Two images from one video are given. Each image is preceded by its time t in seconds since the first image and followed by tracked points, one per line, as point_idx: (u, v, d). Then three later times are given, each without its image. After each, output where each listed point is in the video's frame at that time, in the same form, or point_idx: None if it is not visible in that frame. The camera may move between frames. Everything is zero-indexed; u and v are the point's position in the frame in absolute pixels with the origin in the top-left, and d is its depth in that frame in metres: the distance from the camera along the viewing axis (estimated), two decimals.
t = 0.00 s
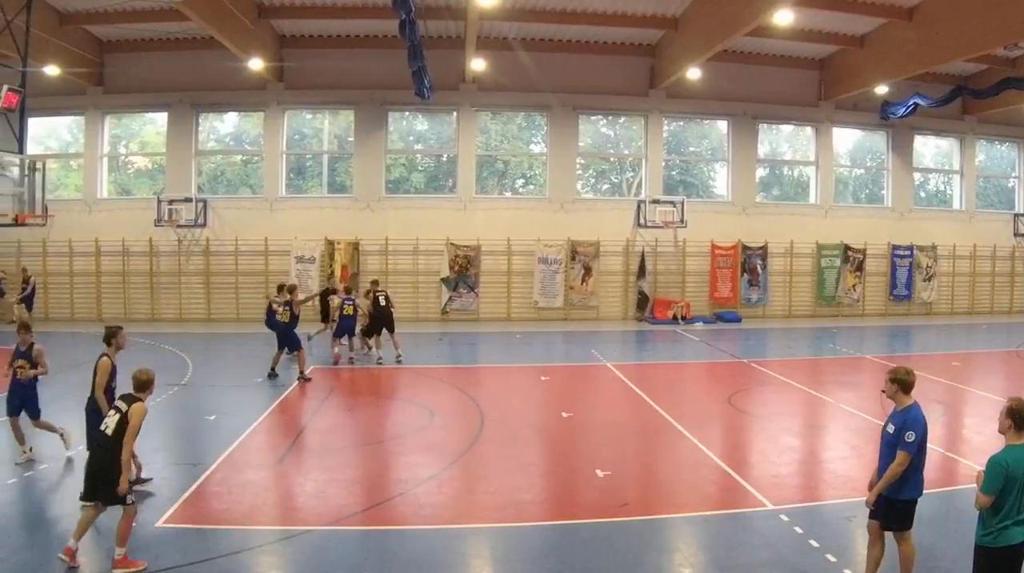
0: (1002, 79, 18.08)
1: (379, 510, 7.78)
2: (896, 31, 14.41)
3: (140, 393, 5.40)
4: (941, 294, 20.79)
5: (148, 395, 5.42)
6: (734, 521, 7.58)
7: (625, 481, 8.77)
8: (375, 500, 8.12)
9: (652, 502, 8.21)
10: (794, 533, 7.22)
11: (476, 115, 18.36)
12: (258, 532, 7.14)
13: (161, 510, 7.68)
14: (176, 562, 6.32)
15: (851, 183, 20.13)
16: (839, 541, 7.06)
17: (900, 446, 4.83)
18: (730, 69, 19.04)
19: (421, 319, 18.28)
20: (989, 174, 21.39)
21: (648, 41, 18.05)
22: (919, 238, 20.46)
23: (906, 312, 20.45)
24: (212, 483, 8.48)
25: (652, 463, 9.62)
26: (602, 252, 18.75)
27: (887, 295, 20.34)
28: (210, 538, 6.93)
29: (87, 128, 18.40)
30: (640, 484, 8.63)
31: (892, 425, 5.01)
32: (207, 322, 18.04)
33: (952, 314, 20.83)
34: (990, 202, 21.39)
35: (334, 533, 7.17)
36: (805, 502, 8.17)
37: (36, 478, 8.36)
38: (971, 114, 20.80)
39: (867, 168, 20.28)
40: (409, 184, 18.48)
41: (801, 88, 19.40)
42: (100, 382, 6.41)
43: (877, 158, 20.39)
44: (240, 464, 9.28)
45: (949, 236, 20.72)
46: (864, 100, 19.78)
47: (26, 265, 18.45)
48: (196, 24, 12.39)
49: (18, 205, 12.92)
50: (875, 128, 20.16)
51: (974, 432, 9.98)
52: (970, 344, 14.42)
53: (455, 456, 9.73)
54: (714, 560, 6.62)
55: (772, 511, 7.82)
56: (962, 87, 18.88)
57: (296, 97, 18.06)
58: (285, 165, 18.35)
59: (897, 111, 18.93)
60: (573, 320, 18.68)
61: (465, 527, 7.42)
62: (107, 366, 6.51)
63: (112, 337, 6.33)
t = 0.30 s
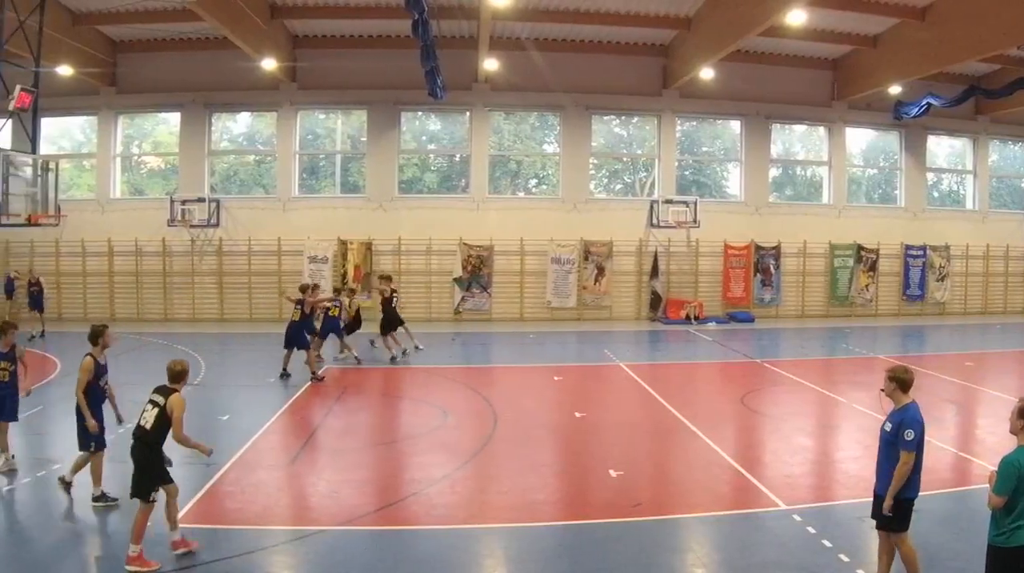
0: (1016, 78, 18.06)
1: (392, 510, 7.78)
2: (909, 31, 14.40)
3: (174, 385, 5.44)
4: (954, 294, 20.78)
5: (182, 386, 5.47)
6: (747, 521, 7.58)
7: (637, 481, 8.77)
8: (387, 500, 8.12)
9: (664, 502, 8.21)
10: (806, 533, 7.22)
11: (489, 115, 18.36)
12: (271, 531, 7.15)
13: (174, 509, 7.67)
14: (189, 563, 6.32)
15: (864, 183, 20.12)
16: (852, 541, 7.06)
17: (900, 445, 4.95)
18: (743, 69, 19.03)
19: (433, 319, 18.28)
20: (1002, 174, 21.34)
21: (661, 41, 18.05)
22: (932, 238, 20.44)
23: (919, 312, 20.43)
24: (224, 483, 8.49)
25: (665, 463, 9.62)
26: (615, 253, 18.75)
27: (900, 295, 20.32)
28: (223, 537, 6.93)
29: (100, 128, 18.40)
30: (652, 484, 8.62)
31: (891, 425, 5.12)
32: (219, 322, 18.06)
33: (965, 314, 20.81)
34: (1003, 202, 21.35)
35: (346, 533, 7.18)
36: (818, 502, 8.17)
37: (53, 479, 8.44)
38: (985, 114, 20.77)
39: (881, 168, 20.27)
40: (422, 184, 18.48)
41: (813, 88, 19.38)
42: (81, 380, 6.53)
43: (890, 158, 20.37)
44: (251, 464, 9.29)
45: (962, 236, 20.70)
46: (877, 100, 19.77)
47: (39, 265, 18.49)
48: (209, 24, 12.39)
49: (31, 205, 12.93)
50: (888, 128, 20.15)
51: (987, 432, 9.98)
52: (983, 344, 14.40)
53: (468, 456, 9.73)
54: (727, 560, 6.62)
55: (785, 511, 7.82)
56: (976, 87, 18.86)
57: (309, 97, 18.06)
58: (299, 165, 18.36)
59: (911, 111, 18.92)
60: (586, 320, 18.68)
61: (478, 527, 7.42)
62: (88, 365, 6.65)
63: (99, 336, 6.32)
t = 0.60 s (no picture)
0: None
1: (405, 510, 7.79)
2: (923, 30, 14.39)
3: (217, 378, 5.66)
4: (966, 294, 20.77)
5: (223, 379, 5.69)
6: (759, 521, 7.59)
7: (650, 481, 8.77)
8: (400, 500, 8.13)
9: (676, 502, 8.21)
10: (820, 533, 7.23)
11: (503, 115, 18.36)
12: (284, 531, 7.16)
13: (188, 508, 7.70)
14: (201, 563, 6.36)
15: (876, 183, 20.12)
16: (864, 541, 7.07)
17: (901, 444, 5.00)
18: (755, 69, 19.03)
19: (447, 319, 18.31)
20: (1016, 173, 21.29)
21: (674, 41, 18.06)
22: (945, 238, 20.42)
23: (931, 312, 20.43)
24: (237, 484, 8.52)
25: (677, 463, 9.63)
26: (628, 253, 18.76)
27: (912, 295, 20.31)
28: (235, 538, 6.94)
29: (113, 128, 18.41)
30: (665, 485, 8.62)
31: (893, 425, 5.16)
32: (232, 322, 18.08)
33: (977, 314, 20.79)
34: (1017, 202, 21.30)
35: (360, 533, 7.19)
36: (831, 502, 8.17)
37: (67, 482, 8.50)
38: (998, 114, 20.75)
39: (893, 168, 20.26)
40: (435, 183, 18.48)
41: (825, 88, 19.39)
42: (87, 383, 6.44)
43: (903, 158, 20.37)
44: (265, 463, 9.31)
45: (975, 236, 20.68)
46: (890, 100, 19.77)
47: (52, 265, 18.53)
48: (222, 25, 12.40)
49: (44, 204, 12.95)
50: (901, 128, 20.14)
51: (1001, 433, 9.97)
52: (996, 345, 14.39)
53: (481, 456, 9.74)
54: (740, 560, 6.63)
55: (797, 511, 7.83)
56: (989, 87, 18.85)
57: (322, 97, 18.07)
58: (311, 165, 18.36)
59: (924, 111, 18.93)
60: (599, 320, 18.70)
61: (491, 527, 7.42)
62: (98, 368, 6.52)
63: (110, 339, 6.24)
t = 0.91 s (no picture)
0: None
1: (418, 510, 7.78)
2: (936, 31, 14.38)
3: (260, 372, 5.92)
4: (979, 294, 20.76)
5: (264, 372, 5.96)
6: (772, 521, 7.58)
7: (663, 480, 8.77)
8: (413, 500, 8.12)
9: (689, 502, 8.21)
10: (833, 533, 7.23)
11: (516, 115, 18.37)
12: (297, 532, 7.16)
13: (201, 509, 7.72)
14: (214, 563, 6.37)
15: (889, 184, 20.11)
16: (877, 541, 7.06)
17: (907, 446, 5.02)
18: (768, 69, 19.03)
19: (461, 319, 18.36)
20: None
21: (687, 42, 18.05)
22: (958, 238, 20.41)
23: (944, 312, 20.42)
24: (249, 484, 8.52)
25: (690, 463, 9.63)
26: (640, 253, 18.76)
27: (925, 295, 20.30)
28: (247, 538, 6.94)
29: (126, 128, 18.42)
30: (678, 485, 8.61)
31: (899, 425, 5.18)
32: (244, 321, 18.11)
33: (990, 314, 20.77)
34: None
35: (374, 533, 7.19)
36: (844, 502, 8.17)
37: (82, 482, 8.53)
38: (1010, 114, 20.72)
39: (906, 168, 20.26)
40: (448, 184, 18.49)
41: (837, 88, 19.39)
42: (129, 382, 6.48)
43: (916, 158, 20.36)
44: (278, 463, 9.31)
45: (988, 236, 20.66)
46: (903, 100, 19.77)
47: (64, 265, 18.56)
48: (235, 25, 12.40)
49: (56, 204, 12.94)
50: (914, 128, 20.14)
51: (1014, 433, 9.96)
52: (1010, 345, 14.38)
53: (494, 456, 9.74)
54: (754, 560, 6.62)
55: (811, 511, 7.83)
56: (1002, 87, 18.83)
57: (335, 97, 18.08)
58: (324, 165, 18.37)
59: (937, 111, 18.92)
60: (612, 320, 18.72)
61: (504, 527, 7.42)
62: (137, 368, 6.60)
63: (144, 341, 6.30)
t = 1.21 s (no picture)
0: None
1: (428, 510, 7.79)
2: (948, 30, 14.38)
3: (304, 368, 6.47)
4: (991, 294, 20.73)
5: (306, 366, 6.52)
6: (783, 521, 7.58)
7: (675, 481, 8.78)
8: (424, 499, 8.14)
9: (700, 502, 8.22)
10: (844, 533, 7.22)
11: (528, 115, 18.38)
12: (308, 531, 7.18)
13: (213, 509, 7.73)
14: (225, 564, 6.39)
15: (901, 184, 20.09)
16: (888, 542, 7.05)
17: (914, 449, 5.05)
18: (780, 69, 19.03)
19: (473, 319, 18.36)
20: None
21: (699, 41, 18.05)
22: (970, 238, 20.38)
23: (957, 313, 20.36)
24: (261, 483, 8.54)
25: (701, 462, 9.64)
26: (652, 253, 18.75)
27: (937, 295, 20.27)
28: (258, 538, 6.95)
29: (138, 128, 18.43)
30: (689, 484, 8.62)
31: (908, 427, 5.21)
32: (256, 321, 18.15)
33: (1002, 314, 20.74)
34: None
35: (386, 532, 7.21)
36: (856, 502, 8.17)
37: (95, 482, 8.55)
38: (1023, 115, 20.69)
39: (918, 168, 20.24)
40: (460, 184, 18.49)
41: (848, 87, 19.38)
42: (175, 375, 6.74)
43: (928, 158, 20.34)
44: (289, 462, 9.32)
45: (999, 236, 20.64)
46: (915, 100, 19.79)
47: (76, 265, 18.60)
48: (247, 25, 12.41)
49: (69, 204, 12.97)
50: (926, 128, 20.14)
51: None
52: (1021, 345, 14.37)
53: (506, 455, 9.75)
54: (765, 561, 6.61)
55: (822, 511, 7.83)
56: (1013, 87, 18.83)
57: (348, 97, 18.10)
58: (336, 165, 18.39)
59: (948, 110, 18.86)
60: (624, 320, 18.72)
61: (514, 527, 7.42)
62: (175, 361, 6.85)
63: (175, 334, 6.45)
